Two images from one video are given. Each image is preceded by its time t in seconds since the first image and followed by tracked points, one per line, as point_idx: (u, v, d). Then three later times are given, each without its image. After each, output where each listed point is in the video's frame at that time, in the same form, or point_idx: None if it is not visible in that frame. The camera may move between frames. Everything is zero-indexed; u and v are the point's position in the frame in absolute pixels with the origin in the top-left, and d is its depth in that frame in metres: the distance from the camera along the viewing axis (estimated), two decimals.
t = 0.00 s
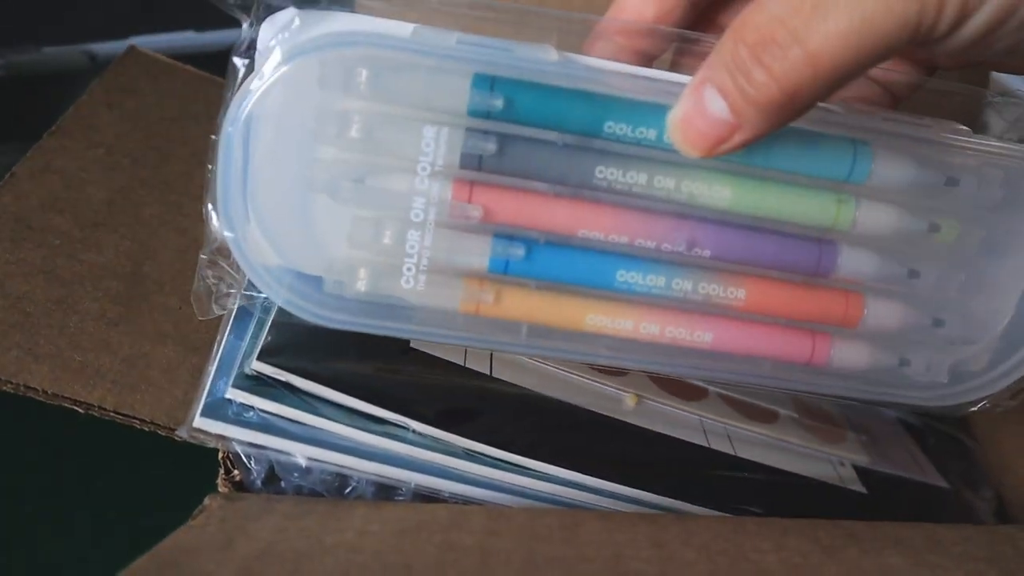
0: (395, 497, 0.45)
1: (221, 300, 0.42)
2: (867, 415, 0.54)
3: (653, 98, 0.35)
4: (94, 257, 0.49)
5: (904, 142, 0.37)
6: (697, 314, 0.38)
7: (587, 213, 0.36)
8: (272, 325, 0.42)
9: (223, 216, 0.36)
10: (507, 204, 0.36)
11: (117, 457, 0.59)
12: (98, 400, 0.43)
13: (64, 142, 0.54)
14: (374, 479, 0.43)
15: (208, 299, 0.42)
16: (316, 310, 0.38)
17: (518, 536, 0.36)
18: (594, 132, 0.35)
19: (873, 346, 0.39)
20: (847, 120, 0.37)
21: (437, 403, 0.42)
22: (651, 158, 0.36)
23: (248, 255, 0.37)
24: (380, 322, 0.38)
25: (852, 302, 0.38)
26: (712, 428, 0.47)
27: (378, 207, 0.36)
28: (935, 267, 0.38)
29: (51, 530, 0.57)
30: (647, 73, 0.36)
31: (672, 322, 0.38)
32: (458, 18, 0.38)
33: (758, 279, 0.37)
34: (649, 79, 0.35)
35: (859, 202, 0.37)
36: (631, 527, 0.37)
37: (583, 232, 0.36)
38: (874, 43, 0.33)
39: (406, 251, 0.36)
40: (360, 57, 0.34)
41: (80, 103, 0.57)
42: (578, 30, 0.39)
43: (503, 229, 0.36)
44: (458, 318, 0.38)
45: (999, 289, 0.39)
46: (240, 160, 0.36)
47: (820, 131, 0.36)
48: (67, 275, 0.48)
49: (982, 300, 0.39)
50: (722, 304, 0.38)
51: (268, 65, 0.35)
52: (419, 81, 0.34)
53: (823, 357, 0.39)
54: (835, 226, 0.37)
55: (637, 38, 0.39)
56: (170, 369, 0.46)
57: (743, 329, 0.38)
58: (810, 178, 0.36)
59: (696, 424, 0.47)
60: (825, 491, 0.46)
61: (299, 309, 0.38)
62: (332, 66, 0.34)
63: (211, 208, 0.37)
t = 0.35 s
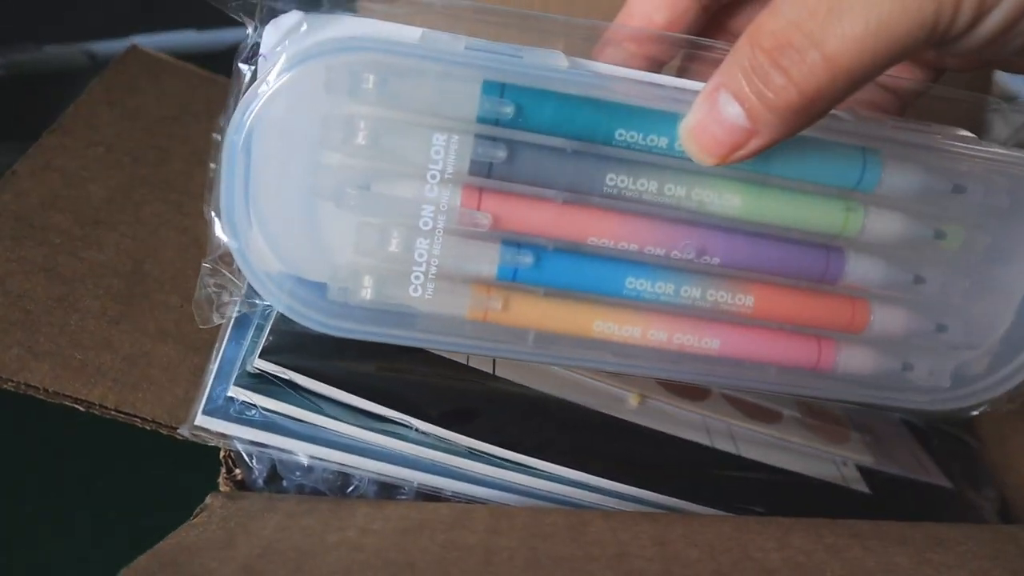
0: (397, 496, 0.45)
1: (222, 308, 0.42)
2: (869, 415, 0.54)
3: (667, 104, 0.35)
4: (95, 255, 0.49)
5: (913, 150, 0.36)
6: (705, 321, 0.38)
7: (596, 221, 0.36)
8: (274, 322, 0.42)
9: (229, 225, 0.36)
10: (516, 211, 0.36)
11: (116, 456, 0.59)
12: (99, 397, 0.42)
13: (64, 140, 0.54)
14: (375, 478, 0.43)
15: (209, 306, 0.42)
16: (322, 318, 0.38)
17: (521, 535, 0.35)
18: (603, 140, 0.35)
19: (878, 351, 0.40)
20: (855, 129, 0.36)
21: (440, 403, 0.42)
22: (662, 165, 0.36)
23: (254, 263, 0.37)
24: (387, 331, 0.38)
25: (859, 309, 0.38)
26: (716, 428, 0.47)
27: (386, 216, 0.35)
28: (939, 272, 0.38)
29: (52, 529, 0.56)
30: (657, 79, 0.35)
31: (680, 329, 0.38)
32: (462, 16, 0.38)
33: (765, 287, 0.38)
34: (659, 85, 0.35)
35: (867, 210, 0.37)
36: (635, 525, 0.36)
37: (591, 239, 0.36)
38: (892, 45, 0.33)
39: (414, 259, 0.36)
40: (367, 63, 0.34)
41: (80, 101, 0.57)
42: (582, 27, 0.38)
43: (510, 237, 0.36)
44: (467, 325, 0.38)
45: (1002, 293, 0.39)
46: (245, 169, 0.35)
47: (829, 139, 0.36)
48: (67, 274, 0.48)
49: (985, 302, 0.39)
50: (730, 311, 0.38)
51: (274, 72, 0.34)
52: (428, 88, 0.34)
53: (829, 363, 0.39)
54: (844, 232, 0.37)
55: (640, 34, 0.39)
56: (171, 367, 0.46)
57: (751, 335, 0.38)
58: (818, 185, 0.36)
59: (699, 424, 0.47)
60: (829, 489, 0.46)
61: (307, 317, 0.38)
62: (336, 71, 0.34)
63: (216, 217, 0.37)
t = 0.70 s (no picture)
0: (399, 498, 0.45)
1: (217, 336, 0.40)
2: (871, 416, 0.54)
3: (686, 108, 0.36)
4: (97, 257, 0.49)
5: (916, 152, 0.37)
6: (721, 330, 0.38)
7: (615, 229, 0.36)
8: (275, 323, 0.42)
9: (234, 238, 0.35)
10: (534, 221, 0.35)
11: (111, 456, 0.59)
12: (100, 399, 0.42)
13: (66, 139, 0.54)
14: (376, 479, 0.43)
15: (200, 335, 0.41)
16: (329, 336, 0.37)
17: (523, 537, 0.35)
18: (623, 145, 0.35)
19: (883, 352, 0.41)
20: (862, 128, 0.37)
21: (442, 405, 0.42)
22: (681, 171, 0.36)
23: (256, 276, 0.36)
24: (395, 348, 0.37)
25: (868, 311, 0.39)
26: (716, 429, 0.47)
27: (398, 227, 0.35)
28: (940, 272, 0.40)
29: (51, 530, 0.56)
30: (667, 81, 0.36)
31: (696, 338, 0.38)
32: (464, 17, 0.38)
33: (778, 292, 0.38)
34: (669, 86, 0.36)
35: (875, 210, 0.37)
36: (636, 527, 0.36)
37: (610, 248, 0.36)
38: (915, 44, 0.33)
39: (433, 272, 0.35)
40: (383, 65, 0.34)
41: (81, 100, 0.57)
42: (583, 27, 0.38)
43: (525, 248, 0.36)
44: (483, 346, 0.37)
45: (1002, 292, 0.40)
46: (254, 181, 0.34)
47: (836, 143, 0.37)
48: (68, 276, 0.47)
49: (985, 301, 0.40)
50: (744, 318, 0.38)
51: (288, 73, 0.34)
52: (445, 93, 0.34)
53: (840, 366, 0.40)
54: (853, 235, 0.38)
55: (642, 35, 0.39)
56: (172, 369, 0.46)
57: (767, 343, 0.39)
58: (826, 187, 0.37)
59: (699, 425, 0.47)
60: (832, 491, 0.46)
61: (313, 339, 0.37)
62: (345, 78, 0.34)
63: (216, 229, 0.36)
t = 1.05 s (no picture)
0: (403, 499, 0.45)
1: (222, 343, 0.39)
2: (873, 417, 0.54)
3: (689, 119, 0.36)
4: (102, 259, 0.49)
5: (900, 157, 0.39)
6: (711, 328, 0.40)
7: (615, 238, 0.37)
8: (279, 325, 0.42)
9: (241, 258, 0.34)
10: (538, 231, 0.36)
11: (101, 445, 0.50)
12: (106, 400, 0.42)
13: (72, 143, 0.54)
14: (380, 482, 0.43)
15: (205, 345, 0.39)
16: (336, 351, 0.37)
17: (525, 538, 0.35)
18: (627, 158, 0.35)
19: (856, 341, 0.43)
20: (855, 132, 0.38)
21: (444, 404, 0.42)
22: (681, 181, 0.36)
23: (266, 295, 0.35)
24: (404, 355, 0.37)
25: (845, 304, 0.41)
26: (720, 430, 0.47)
27: (403, 242, 0.35)
28: (913, 265, 0.42)
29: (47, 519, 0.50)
30: (662, 91, 0.36)
31: (688, 336, 0.40)
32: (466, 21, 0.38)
33: (765, 291, 0.40)
34: (664, 97, 0.36)
35: (861, 212, 0.39)
36: (638, 529, 0.36)
37: (610, 255, 0.37)
38: (919, 63, 0.34)
39: (440, 286, 0.35)
40: (391, 84, 0.33)
41: (87, 104, 0.57)
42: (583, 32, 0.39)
43: (528, 258, 0.36)
44: (486, 349, 0.38)
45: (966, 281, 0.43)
46: (262, 204, 0.33)
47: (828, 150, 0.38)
48: (73, 278, 0.48)
49: (952, 289, 0.43)
50: (733, 315, 0.40)
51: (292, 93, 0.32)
52: (455, 112, 0.34)
53: (818, 356, 0.42)
54: (839, 236, 0.39)
55: (641, 45, 0.39)
56: (177, 371, 0.46)
57: (753, 338, 0.41)
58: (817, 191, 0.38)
59: (703, 426, 0.47)
60: (832, 491, 0.47)
61: (322, 353, 0.37)
62: (357, 95, 0.33)
63: (222, 250, 0.35)
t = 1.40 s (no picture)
0: (402, 510, 0.45)
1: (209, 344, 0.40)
2: (875, 427, 0.54)
3: (680, 112, 0.36)
4: (102, 270, 0.49)
5: (900, 158, 0.39)
6: (719, 338, 0.38)
7: (612, 234, 0.36)
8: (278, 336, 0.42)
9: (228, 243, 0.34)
10: (534, 226, 0.35)
11: (101, 461, 0.49)
12: (105, 412, 0.42)
13: (73, 154, 0.54)
14: (379, 492, 0.43)
15: (193, 344, 0.40)
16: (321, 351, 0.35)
17: (524, 551, 0.35)
18: (619, 150, 0.36)
19: (874, 358, 0.41)
20: (847, 136, 0.38)
21: (442, 414, 0.42)
22: (674, 176, 0.36)
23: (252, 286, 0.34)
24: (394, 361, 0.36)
25: (860, 318, 0.40)
26: (721, 440, 0.47)
27: (392, 232, 0.34)
28: (928, 277, 0.41)
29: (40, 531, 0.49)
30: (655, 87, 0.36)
31: (695, 345, 0.38)
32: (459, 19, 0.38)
33: (772, 299, 0.39)
34: (660, 93, 0.36)
35: (863, 215, 0.38)
36: (638, 541, 0.36)
37: (606, 254, 0.36)
38: (909, 55, 0.34)
39: (431, 278, 0.34)
40: (383, 69, 0.34)
41: (88, 114, 0.57)
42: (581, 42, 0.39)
43: (524, 254, 0.36)
44: (483, 357, 0.36)
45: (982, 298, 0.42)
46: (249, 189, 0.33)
47: (822, 149, 0.38)
48: (74, 289, 0.48)
49: (969, 304, 0.42)
50: (741, 324, 0.38)
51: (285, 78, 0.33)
52: (443, 99, 0.34)
53: (835, 373, 0.40)
54: (839, 241, 0.39)
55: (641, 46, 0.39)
56: (175, 383, 0.46)
57: (763, 350, 0.39)
58: (818, 193, 0.38)
59: (704, 437, 0.47)
60: (833, 503, 0.46)
61: (306, 349, 0.35)
62: (350, 76, 0.33)
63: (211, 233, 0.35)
